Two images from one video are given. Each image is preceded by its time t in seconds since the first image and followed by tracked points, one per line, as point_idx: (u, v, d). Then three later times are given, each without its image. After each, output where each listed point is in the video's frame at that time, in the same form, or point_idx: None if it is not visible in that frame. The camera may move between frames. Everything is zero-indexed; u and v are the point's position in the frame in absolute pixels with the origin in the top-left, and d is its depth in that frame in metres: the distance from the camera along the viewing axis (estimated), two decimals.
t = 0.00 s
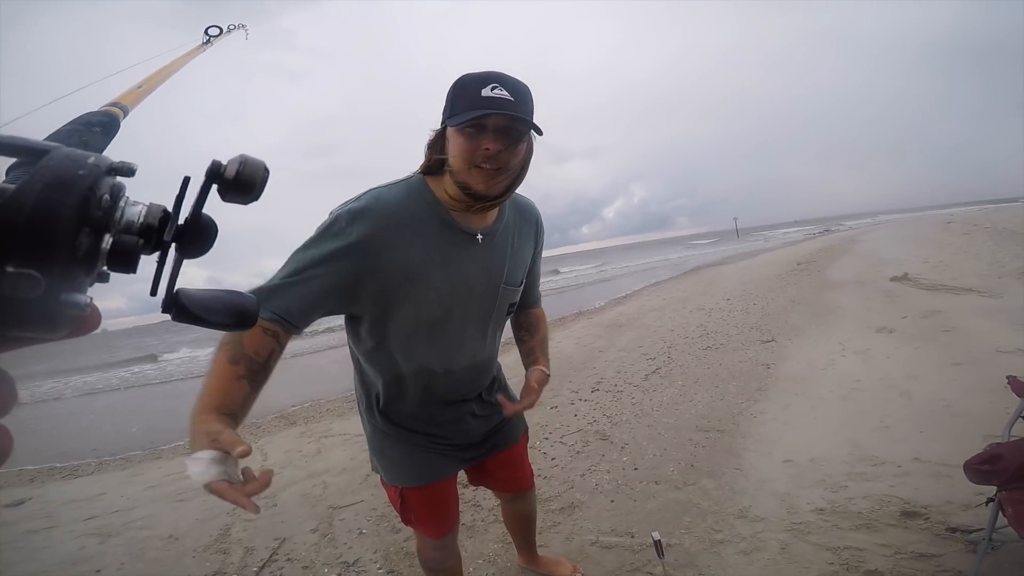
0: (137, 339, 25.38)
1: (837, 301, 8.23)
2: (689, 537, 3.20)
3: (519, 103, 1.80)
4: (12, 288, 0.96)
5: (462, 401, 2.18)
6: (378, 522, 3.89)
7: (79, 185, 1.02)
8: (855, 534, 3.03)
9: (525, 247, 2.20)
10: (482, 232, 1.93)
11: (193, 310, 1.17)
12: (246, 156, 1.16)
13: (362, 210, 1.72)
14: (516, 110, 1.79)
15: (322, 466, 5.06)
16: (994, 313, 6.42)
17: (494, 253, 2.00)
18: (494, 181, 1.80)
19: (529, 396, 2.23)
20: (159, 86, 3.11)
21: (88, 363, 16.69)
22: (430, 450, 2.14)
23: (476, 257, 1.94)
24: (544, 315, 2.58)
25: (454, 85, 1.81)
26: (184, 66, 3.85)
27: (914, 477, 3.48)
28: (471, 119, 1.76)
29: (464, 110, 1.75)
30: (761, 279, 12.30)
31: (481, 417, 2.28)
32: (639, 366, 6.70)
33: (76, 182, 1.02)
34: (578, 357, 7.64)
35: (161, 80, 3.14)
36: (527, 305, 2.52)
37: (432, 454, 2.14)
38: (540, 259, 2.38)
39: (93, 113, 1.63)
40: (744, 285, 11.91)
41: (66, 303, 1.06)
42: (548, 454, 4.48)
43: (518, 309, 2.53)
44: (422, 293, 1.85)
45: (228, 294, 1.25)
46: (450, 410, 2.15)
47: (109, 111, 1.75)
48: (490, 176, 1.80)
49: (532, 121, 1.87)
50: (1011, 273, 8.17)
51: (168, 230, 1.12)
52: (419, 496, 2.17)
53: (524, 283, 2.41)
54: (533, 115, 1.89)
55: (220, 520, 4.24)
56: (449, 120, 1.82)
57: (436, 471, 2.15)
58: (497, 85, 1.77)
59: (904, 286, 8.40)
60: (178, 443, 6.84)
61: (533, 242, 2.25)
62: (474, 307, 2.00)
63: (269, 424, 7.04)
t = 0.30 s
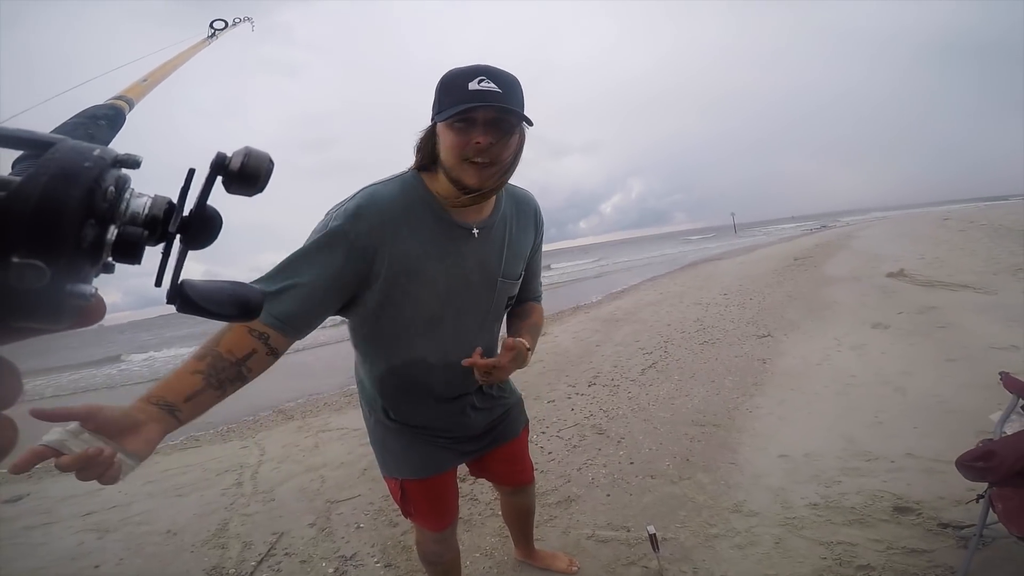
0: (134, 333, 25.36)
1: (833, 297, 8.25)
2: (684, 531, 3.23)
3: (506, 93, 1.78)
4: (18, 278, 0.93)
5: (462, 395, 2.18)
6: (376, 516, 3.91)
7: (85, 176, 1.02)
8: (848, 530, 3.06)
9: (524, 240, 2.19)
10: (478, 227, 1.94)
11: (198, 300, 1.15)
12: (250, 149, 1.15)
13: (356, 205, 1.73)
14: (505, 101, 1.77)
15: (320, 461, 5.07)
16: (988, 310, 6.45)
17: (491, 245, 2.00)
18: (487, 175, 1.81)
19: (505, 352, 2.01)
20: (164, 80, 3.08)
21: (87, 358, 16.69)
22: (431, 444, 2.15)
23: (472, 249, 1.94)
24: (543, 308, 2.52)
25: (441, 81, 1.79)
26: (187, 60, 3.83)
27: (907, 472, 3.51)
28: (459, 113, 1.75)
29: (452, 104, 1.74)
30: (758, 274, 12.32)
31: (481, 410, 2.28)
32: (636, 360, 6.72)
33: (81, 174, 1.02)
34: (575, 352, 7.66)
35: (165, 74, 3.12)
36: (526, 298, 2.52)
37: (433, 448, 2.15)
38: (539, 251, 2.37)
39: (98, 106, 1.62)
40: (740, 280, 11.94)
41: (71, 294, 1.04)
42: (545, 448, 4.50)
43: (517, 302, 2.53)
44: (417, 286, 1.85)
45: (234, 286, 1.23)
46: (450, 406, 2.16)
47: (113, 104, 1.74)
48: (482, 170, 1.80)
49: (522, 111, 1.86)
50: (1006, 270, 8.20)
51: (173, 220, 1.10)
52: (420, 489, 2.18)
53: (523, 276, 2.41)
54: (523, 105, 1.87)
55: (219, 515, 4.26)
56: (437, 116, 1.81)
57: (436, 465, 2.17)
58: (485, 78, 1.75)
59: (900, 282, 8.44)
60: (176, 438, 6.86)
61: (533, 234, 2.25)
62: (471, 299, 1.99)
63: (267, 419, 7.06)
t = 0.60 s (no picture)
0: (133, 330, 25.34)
1: (832, 296, 8.25)
2: (683, 530, 3.24)
3: (503, 87, 1.77)
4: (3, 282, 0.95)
5: (462, 394, 2.18)
6: (375, 515, 3.91)
7: (70, 178, 1.03)
8: (846, 529, 3.06)
9: (525, 238, 2.18)
10: (478, 224, 1.93)
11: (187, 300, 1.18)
12: (239, 149, 1.18)
13: (355, 204, 1.72)
14: (502, 96, 1.76)
15: (320, 459, 5.08)
16: (987, 309, 6.45)
17: (491, 242, 2.00)
18: (486, 170, 1.79)
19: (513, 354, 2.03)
20: (155, 75, 3.08)
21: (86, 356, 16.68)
22: (431, 443, 2.14)
23: (471, 247, 1.93)
24: (548, 305, 2.51)
25: (438, 76, 1.79)
26: (179, 55, 3.81)
27: (906, 472, 3.52)
28: (457, 109, 1.74)
29: (450, 100, 1.73)
30: (757, 273, 12.32)
31: (482, 409, 2.27)
32: (636, 359, 6.72)
33: (66, 176, 1.03)
34: (575, 350, 7.65)
35: (156, 70, 3.11)
36: (528, 296, 2.51)
37: (434, 447, 2.15)
38: (540, 248, 2.36)
39: (87, 103, 1.62)
40: (740, 278, 11.94)
41: (58, 295, 1.07)
42: (544, 447, 4.50)
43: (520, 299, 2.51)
44: (417, 285, 1.85)
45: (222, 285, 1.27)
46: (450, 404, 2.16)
47: (101, 101, 1.74)
48: (481, 165, 1.78)
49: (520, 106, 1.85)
50: (1006, 269, 8.20)
51: (161, 221, 1.12)
52: (420, 488, 2.18)
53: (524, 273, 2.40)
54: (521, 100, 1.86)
55: (218, 513, 4.26)
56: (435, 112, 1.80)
57: (437, 464, 2.17)
58: (481, 74, 1.75)
59: (899, 281, 8.44)
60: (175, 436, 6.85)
61: (533, 232, 2.24)
62: (471, 297, 1.99)
63: (266, 417, 7.05)
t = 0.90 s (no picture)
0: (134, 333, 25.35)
1: (834, 299, 8.24)
2: (685, 533, 3.22)
3: (510, 91, 1.77)
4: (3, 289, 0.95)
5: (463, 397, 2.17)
6: (375, 517, 3.90)
7: (70, 183, 1.03)
8: (849, 532, 3.05)
9: (525, 240, 2.19)
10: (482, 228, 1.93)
11: (188, 304, 1.19)
12: (241, 154, 1.18)
13: (358, 208, 1.72)
14: (510, 101, 1.76)
15: (320, 461, 5.07)
16: (990, 312, 6.44)
17: (493, 245, 2.00)
18: (494, 177, 1.80)
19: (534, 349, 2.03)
20: (156, 78, 3.09)
21: (86, 358, 16.68)
22: (432, 446, 2.14)
23: (474, 251, 1.93)
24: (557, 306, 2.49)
25: (443, 81, 1.78)
26: (180, 58, 3.82)
27: (908, 475, 3.51)
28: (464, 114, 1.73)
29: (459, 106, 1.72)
30: (758, 276, 12.30)
31: (483, 412, 2.27)
32: (637, 361, 6.71)
33: (68, 181, 1.03)
34: (576, 352, 7.64)
35: (156, 73, 3.12)
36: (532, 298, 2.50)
37: (435, 450, 2.15)
38: (542, 250, 2.36)
39: (87, 106, 1.62)
40: (741, 281, 11.93)
41: (59, 303, 1.07)
42: (545, 450, 4.49)
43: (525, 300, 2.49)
44: (420, 289, 1.85)
45: (222, 290, 1.26)
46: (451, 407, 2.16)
47: (102, 104, 1.74)
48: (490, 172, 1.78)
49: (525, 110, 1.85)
50: (1008, 272, 8.18)
51: (162, 226, 1.15)
52: (421, 491, 2.17)
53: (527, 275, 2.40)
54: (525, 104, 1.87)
55: (218, 515, 4.25)
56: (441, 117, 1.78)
57: (438, 467, 2.16)
58: (490, 78, 1.74)
59: (901, 284, 8.42)
60: (175, 438, 6.85)
61: (534, 234, 2.24)
62: (473, 301, 1.99)
63: (267, 419, 7.04)
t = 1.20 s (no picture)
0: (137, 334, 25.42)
1: (836, 301, 8.23)
2: (685, 535, 3.22)
3: (489, 85, 1.78)
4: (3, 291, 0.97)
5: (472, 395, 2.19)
6: (375, 517, 3.90)
7: (65, 187, 1.03)
8: (850, 534, 3.05)
9: (528, 236, 2.22)
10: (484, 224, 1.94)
11: (182, 308, 1.19)
12: (235, 157, 1.19)
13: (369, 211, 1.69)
14: (490, 95, 1.77)
15: (321, 461, 5.08)
16: (992, 314, 6.43)
17: (497, 241, 2.01)
18: (488, 171, 1.80)
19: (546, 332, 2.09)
20: (149, 83, 3.11)
21: (89, 359, 16.71)
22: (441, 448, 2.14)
23: (480, 248, 1.95)
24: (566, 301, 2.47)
25: (422, 88, 1.80)
26: (175, 63, 3.84)
27: (910, 477, 3.50)
28: (449, 115, 1.74)
29: (441, 108, 1.73)
30: (760, 278, 12.28)
31: (491, 410, 2.27)
32: (638, 363, 6.70)
33: (62, 185, 1.03)
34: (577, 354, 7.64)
35: (150, 78, 3.13)
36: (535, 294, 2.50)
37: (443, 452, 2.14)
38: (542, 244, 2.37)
39: (81, 111, 1.63)
40: (743, 283, 11.92)
41: (54, 304, 1.08)
42: (545, 451, 4.49)
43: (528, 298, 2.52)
44: (431, 288, 1.85)
45: (217, 292, 1.27)
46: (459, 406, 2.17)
47: (96, 109, 1.75)
48: (483, 167, 1.79)
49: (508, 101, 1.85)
50: (1011, 274, 8.17)
51: (156, 230, 1.14)
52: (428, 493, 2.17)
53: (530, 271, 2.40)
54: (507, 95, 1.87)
55: (218, 515, 4.25)
56: (427, 123, 1.80)
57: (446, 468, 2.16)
58: (465, 76, 1.75)
59: (903, 286, 8.41)
60: (177, 438, 6.86)
61: (535, 229, 2.25)
62: (481, 298, 2.01)
63: (268, 420, 7.05)
